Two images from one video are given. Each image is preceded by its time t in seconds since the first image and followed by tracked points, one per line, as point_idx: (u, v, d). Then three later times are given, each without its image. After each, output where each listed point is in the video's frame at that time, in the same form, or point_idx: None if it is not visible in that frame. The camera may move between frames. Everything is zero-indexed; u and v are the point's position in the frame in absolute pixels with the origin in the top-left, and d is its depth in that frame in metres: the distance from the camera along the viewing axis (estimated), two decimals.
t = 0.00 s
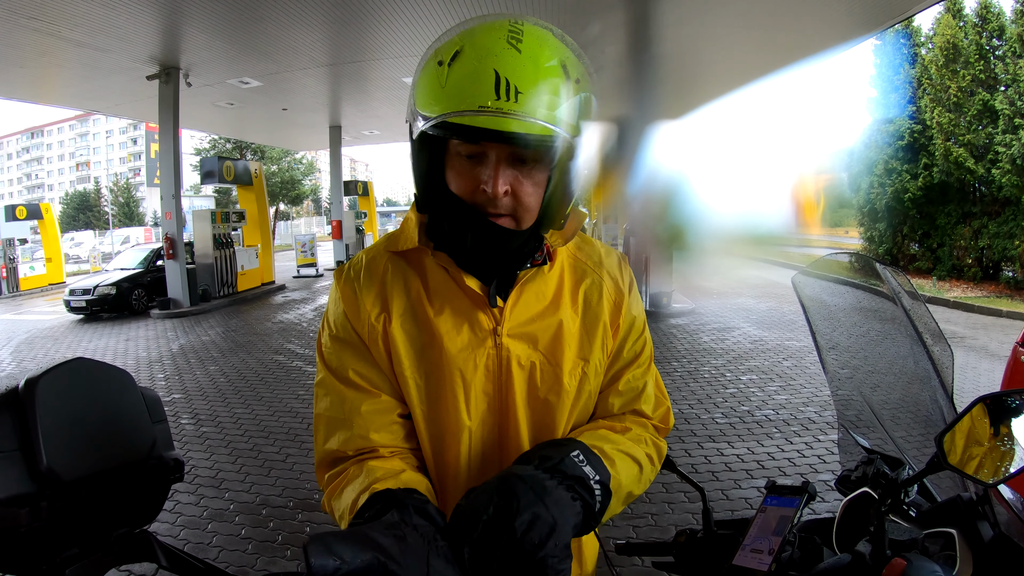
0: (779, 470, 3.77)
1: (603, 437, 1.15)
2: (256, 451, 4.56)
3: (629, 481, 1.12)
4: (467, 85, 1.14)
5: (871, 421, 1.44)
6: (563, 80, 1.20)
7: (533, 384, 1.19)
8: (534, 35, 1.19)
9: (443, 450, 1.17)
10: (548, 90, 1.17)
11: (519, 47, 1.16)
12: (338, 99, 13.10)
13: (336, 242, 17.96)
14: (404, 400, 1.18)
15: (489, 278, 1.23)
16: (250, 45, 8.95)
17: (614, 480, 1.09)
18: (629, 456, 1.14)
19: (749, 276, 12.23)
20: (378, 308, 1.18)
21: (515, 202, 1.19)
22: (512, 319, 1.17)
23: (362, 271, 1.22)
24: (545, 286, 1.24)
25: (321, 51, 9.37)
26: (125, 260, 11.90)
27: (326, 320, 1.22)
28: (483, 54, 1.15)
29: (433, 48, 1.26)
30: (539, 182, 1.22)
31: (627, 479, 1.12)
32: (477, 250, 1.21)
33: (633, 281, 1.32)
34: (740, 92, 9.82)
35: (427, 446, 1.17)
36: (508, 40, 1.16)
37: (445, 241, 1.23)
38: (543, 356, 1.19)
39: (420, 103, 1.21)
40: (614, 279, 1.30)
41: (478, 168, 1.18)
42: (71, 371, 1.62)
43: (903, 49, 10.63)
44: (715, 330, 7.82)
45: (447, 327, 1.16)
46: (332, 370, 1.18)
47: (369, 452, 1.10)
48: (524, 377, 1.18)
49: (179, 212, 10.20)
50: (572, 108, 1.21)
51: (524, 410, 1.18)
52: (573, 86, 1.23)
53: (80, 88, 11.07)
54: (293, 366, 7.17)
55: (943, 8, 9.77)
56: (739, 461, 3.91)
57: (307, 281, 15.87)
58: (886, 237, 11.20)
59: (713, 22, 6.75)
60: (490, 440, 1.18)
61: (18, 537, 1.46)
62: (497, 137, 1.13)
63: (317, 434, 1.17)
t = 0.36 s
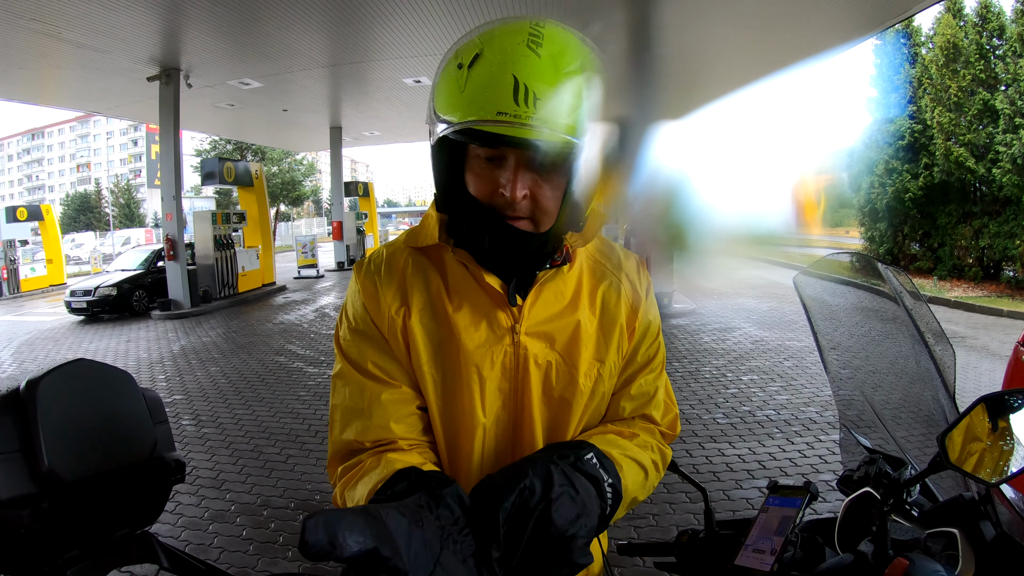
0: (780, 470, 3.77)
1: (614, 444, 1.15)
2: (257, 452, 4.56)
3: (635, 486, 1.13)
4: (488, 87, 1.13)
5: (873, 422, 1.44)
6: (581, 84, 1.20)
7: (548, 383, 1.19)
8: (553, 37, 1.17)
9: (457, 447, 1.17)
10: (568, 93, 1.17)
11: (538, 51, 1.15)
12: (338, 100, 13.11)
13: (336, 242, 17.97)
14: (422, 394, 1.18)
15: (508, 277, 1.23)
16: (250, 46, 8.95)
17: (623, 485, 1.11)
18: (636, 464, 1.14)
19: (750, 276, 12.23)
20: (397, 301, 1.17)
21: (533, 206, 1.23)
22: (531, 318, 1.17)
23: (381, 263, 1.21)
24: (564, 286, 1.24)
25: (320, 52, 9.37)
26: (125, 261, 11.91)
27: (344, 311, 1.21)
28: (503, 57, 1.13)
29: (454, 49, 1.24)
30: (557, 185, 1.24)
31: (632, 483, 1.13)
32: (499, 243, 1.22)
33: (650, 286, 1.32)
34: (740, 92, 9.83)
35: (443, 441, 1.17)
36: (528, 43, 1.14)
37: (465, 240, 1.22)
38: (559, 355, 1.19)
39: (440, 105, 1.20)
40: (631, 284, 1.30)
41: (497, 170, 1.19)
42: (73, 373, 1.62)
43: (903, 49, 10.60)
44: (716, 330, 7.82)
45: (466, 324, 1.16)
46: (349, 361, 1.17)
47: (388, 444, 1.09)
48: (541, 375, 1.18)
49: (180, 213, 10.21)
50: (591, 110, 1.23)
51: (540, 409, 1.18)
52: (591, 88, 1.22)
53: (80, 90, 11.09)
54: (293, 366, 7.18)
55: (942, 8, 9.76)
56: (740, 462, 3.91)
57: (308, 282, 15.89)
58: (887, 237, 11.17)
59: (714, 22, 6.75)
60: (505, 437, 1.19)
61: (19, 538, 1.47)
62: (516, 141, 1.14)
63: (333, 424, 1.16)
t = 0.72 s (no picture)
0: (781, 470, 3.77)
1: (624, 440, 1.15)
2: (258, 453, 4.57)
3: (638, 485, 1.12)
4: (521, 75, 1.10)
5: (874, 422, 1.44)
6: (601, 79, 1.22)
7: (558, 382, 1.20)
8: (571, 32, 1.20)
9: (473, 449, 1.17)
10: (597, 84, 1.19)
11: (563, 41, 1.16)
12: (339, 101, 13.14)
13: (336, 243, 17.98)
14: (435, 399, 1.17)
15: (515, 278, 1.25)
16: (251, 47, 8.98)
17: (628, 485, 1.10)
18: (642, 468, 1.14)
19: (750, 276, 12.24)
20: (405, 307, 1.16)
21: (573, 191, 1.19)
22: (540, 316, 1.18)
23: (385, 270, 1.20)
24: (570, 283, 1.25)
25: (321, 53, 9.39)
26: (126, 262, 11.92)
27: (347, 322, 1.20)
28: (532, 47, 1.12)
29: (462, 43, 1.19)
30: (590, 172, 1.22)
31: (636, 482, 1.12)
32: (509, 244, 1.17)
33: (647, 278, 1.36)
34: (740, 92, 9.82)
35: (458, 446, 1.16)
36: (551, 34, 1.16)
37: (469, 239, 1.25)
38: (568, 353, 1.21)
39: (456, 92, 1.14)
40: (629, 276, 1.34)
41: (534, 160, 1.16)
42: (74, 373, 1.62)
43: (903, 49, 10.53)
44: (716, 330, 7.81)
45: (476, 326, 1.16)
46: (358, 372, 1.15)
47: (405, 454, 1.08)
48: (553, 374, 1.19)
49: (180, 214, 10.22)
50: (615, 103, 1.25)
51: (553, 406, 1.18)
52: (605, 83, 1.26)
53: (81, 91, 11.11)
54: (294, 367, 7.19)
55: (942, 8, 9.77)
56: (741, 462, 3.90)
57: (308, 283, 15.90)
58: (887, 237, 11.04)
59: (714, 22, 6.76)
60: (519, 437, 1.19)
61: (19, 538, 1.47)
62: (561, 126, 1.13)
63: (346, 437, 1.14)
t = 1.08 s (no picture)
0: (781, 470, 3.77)
1: (626, 424, 1.14)
2: (258, 454, 4.56)
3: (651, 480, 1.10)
4: (487, 79, 1.10)
5: (875, 422, 1.43)
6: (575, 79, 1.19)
7: (556, 378, 1.20)
8: (542, 31, 1.17)
9: (475, 452, 1.16)
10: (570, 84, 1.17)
11: (533, 40, 1.14)
12: (339, 102, 13.13)
13: (336, 243, 17.98)
14: (434, 404, 1.15)
15: (506, 276, 1.24)
16: (251, 47, 8.98)
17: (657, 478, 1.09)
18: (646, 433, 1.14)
19: (750, 276, 12.24)
20: (398, 313, 1.15)
21: (541, 198, 1.20)
22: (535, 314, 1.18)
23: (373, 278, 1.18)
24: (561, 279, 1.25)
25: (321, 53, 9.39)
26: (126, 263, 11.92)
27: (338, 333, 1.18)
28: (499, 49, 1.11)
29: (435, 44, 1.21)
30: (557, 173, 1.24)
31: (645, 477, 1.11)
32: (492, 240, 1.21)
33: (634, 269, 1.36)
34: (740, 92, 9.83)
35: (460, 449, 1.15)
36: (523, 34, 1.13)
37: (456, 242, 1.24)
38: (565, 350, 1.21)
39: (428, 100, 1.17)
40: (617, 267, 1.35)
41: (505, 165, 1.17)
42: (72, 373, 1.62)
43: (903, 49, 10.56)
44: (717, 330, 7.80)
45: (470, 329, 1.15)
46: (353, 384, 1.13)
47: (409, 463, 1.05)
48: (550, 372, 1.18)
49: (180, 214, 10.22)
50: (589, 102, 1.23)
51: (554, 403, 1.17)
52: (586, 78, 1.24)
53: (80, 91, 11.11)
54: (294, 368, 7.18)
55: (942, 8, 9.76)
56: (741, 462, 3.90)
57: (308, 283, 15.89)
58: (887, 237, 11.14)
59: (714, 22, 6.75)
60: (519, 438, 1.18)
61: (18, 539, 1.46)
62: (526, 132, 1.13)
63: (346, 451, 1.11)
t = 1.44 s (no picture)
0: (781, 470, 3.77)
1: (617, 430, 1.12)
2: (258, 454, 4.55)
3: (635, 487, 1.07)
4: (458, 83, 1.13)
5: (875, 422, 1.43)
6: (555, 80, 1.20)
7: (547, 379, 1.19)
8: (520, 29, 1.18)
9: (463, 452, 1.16)
10: (542, 85, 1.17)
11: (506, 41, 1.16)
12: (339, 102, 13.13)
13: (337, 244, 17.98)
14: (422, 403, 1.15)
15: (497, 275, 1.23)
16: (251, 48, 8.98)
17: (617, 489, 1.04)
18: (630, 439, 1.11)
19: (751, 276, 12.24)
20: (387, 311, 1.15)
21: (514, 200, 1.19)
22: (524, 314, 1.17)
23: (365, 276, 1.19)
24: (553, 279, 1.24)
25: (321, 53, 9.38)
26: (126, 263, 11.92)
27: (330, 330, 1.18)
28: (471, 50, 1.15)
29: (418, 48, 1.25)
30: (535, 177, 1.22)
31: (632, 482, 1.07)
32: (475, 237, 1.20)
33: (635, 269, 1.35)
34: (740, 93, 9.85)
35: (448, 448, 1.15)
36: (495, 34, 1.16)
37: (446, 242, 1.22)
38: (556, 350, 1.19)
39: (410, 106, 1.22)
40: (616, 268, 1.32)
41: (475, 167, 1.18)
42: (73, 373, 1.62)
43: (904, 49, 10.59)
44: (717, 330, 7.80)
45: (458, 328, 1.14)
46: (342, 379, 1.13)
47: (391, 461, 1.06)
48: (540, 372, 1.17)
49: (180, 214, 10.24)
50: (567, 105, 1.22)
51: (543, 405, 1.17)
52: (567, 82, 1.23)
53: (81, 91, 11.10)
54: (294, 368, 7.18)
55: (942, 8, 9.75)
56: (742, 462, 3.89)
57: (308, 283, 15.89)
58: (888, 237, 11.15)
59: (713, 23, 6.76)
60: (510, 438, 1.17)
61: (18, 539, 1.46)
62: (494, 131, 1.13)
63: (334, 446, 1.12)
